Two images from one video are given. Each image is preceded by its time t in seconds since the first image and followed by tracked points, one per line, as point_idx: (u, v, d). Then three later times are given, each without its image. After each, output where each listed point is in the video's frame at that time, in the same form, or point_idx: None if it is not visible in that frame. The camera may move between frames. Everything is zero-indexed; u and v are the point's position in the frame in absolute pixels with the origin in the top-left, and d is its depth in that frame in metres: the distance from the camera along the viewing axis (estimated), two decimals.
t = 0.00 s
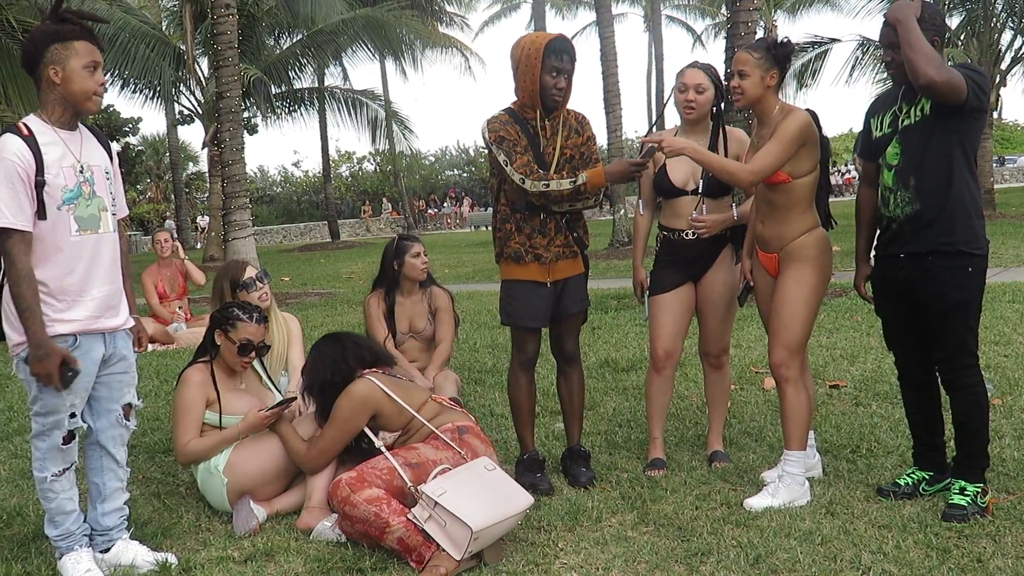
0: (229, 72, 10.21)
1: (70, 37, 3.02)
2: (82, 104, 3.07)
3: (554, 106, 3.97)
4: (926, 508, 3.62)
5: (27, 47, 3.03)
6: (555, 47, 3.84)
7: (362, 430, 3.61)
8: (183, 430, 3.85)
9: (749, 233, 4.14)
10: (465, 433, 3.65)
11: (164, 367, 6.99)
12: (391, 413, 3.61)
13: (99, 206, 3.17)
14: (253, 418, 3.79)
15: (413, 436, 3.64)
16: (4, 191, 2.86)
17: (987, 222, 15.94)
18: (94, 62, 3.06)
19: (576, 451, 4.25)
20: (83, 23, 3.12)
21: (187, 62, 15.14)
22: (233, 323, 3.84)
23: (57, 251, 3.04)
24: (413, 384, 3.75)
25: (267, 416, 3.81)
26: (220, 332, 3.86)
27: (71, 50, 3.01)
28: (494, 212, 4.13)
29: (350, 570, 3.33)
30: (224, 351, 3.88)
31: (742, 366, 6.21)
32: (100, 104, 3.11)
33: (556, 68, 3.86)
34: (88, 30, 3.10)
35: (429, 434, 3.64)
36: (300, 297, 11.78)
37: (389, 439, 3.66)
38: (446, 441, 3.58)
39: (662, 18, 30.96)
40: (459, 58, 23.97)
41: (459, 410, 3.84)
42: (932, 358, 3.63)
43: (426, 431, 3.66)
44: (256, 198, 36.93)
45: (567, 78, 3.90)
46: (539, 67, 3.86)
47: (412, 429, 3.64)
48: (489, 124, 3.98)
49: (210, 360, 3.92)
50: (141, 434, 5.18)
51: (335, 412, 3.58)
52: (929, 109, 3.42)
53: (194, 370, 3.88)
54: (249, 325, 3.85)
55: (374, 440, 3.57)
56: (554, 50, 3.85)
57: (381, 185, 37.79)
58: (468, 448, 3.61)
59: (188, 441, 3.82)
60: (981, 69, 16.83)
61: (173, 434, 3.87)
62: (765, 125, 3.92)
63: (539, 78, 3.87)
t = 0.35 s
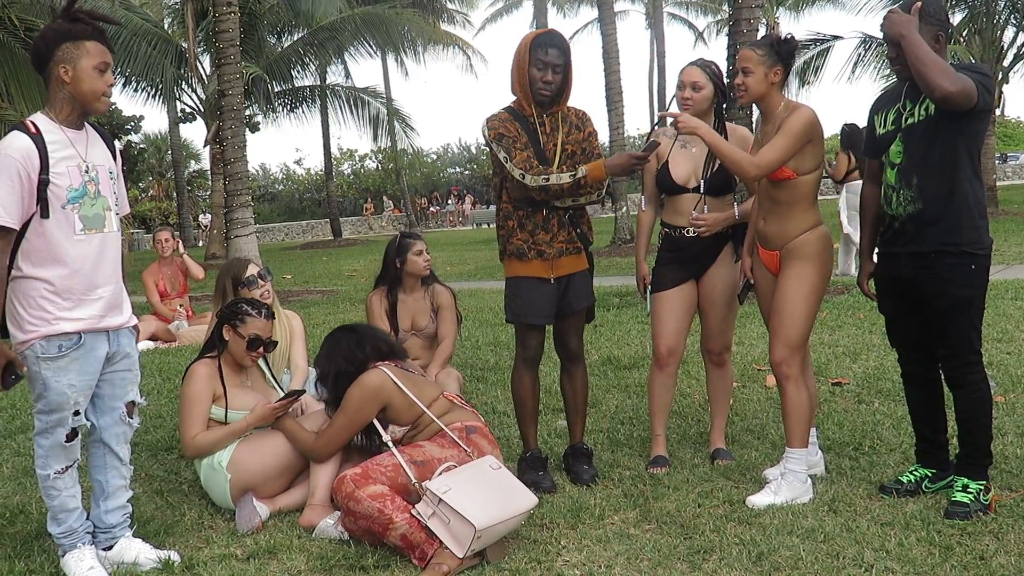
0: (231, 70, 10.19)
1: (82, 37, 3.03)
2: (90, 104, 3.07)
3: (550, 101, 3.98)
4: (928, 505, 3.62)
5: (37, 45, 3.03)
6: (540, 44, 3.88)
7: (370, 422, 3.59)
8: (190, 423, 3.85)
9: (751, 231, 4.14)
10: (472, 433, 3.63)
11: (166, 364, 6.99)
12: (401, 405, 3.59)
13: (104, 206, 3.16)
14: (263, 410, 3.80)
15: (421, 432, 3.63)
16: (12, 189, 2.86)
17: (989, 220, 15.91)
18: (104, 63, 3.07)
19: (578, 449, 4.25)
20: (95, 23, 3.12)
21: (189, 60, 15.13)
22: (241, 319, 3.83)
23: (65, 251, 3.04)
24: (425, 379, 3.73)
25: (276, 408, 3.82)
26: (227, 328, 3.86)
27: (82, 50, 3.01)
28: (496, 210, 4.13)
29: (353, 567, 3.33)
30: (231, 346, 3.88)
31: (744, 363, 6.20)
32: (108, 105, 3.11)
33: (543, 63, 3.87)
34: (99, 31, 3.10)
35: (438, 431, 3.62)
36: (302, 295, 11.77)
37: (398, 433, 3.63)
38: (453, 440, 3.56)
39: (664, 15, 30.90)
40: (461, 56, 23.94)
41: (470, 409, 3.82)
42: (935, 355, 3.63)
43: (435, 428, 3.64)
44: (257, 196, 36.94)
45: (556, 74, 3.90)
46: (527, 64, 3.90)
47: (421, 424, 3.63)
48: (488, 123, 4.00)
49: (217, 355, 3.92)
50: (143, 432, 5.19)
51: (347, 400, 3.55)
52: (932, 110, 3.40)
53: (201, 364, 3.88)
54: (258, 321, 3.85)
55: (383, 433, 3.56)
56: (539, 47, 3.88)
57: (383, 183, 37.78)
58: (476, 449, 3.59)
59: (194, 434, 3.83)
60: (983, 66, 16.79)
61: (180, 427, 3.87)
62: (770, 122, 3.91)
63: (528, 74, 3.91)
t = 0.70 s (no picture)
0: (232, 68, 10.19)
1: (74, 34, 3.02)
2: (81, 102, 3.07)
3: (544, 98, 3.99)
4: (928, 503, 3.62)
5: (29, 41, 3.03)
6: (527, 43, 3.91)
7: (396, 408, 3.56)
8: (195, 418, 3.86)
9: (752, 229, 4.13)
10: (493, 443, 3.59)
11: (167, 362, 6.99)
12: (431, 397, 3.55)
13: (99, 202, 3.17)
14: (267, 404, 3.86)
15: (444, 427, 3.61)
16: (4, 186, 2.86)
17: (990, 218, 15.89)
18: (96, 60, 3.06)
19: (579, 447, 4.25)
20: (89, 20, 3.12)
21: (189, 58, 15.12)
22: (248, 316, 3.83)
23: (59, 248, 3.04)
24: (459, 375, 3.68)
25: (281, 401, 3.86)
26: (233, 324, 3.85)
27: (74, 47, 3.01)
28: (497, 207, 4.14)
29: (353, 565, 3.33)
30: (237, 343, 3.88)
31: (745, 362, 6.20)
32: (100, 103, 3.11)
33: (529, 61, 3.90)
34: (92, 28, 3.09)
35: (462, 431, 3.60)
36: (303, 293, 11.77)
37: (422, 422, 3.60)
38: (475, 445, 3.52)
39: (665, 13, 30.87)
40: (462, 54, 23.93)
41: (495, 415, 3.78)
42: (936, 354, 3.62)
43: (458, 428, 3.61)
44: (258, 194, 36.94)
45: (544, 71, 3.91)
46: (516, 63, 3.94)
47: (446, 420, 3.60)
48: (486, 121, 4.02)
49: (223, 351, 3.92)
50: (144, 430, 5.19)
51: (377, 382, 3.52)
52: (935, 110, 3.39)
53: (206, 360, 3.89)
54: (264, 318, 3.85)
55: (408, 422, 3.54)
56: (525, 46, 3.92)
57: (384, 181, 37.78)
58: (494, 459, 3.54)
59: (199, 428, 3.84)
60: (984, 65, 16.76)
61: (184, 421, 3.89)
62: (773, 120, 3.90)
63: (517, 73, 3.95)
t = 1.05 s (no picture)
0: (232, 66, 10.18)
1: (78, 33, 3.02)
2: (83, 101, 3.07)
3: (539, 95, 3.99)
4: (928, 502, 3.62)
5: (32, 38, 3.02)
6: (517, 41, 3.91)
7: (429, 406, 3.45)
8: (198, 415, 3.84)
9: (752, 227, 4.13)
10: (512, 463, 3.47)
11: (166, 360, 6.99)
12: (462, 398, 3.45)
13: (99, 201, 3.16)
14: (270, 400, 3.86)
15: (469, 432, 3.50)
16: (6, 183, 2.86)
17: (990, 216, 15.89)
18: (99, 60, 3.07)
19: (579, 445, 4.26)
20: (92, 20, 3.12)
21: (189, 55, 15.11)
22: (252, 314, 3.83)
23: (59, 246, 3.04)
24: (495, 383, 3.57)
25: (284, 399, 3.85)
26: (238, 321, 3.85)
27: (78, 46, 3.01)
28: (497, 206, 4.14)
29: (353, 563, 3.33)
30: (241, 340, 3.87)
31: (745, 360, 6.20)
32: (101, 102, 3.11)
33: (523, 59, 3.89)
34: (95, 27, 3.09)
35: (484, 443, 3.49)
36: (303, 291, 11.77)
37: (449, 420, 3.49)
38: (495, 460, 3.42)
39: (664, 11, 30.84)
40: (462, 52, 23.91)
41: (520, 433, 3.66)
42: (936, 353, 3.62)
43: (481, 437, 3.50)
44: (258, 191, 36.93)
45: (537, 66, 3.90)
46: (509, 63, 3.94)
47: (471, 425, 3.49)
48: (484, 120, 4.02)
49: (227, 348, 3.91)
50: (143, 428, 5.19)
51: (415, 372, 3.41)
52: (936, 113, 3.38)
53: (210, 356, 3.88)
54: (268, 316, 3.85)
55: (437, 419, 3.44)
56: (516, 44, 3.91)
57: (383, 179, 37.78)
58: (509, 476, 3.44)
59: (202, 424, 3.83)
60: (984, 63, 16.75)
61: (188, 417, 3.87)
62: (773, 119, 3.90)
63: (511, 71, 3.95)
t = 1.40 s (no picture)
0: (231, 64, 10.17)
1: (92, 35, 3.01)
2: (91, 102, 3.07)
3: (537, 93, 3.99)
4: (928, 499, 3.62)
5: (44, 34, 2.99)
6: (512, 39, 3.91)
7: (461, 406, 3.42)
8: (198, 412, 3.83)
9: (751, 225, 4.13)
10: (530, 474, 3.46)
11: (166, 358, 6.99)
12: (493, 398, 3.42)
13: (102, 200, 3.16)
14: (272, 401, 3.83)
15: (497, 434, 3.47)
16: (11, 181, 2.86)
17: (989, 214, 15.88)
18: (110, 63, 3.06)
19: (578, 443, 4.26)
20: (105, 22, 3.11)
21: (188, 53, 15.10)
22: (255, 311, 3.84)
23: (65, 245, 3.03)
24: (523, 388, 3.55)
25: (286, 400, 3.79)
26: (241, 319, 3.86)
27: (91, 48, 3.00)
28: (495, 204, 4.14)
29: (353, 561, 3.33)
30: (244, 337, 3.88)
31: (744, 358, 6.20)
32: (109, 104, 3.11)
33: (518, 56, 3.89)
34: (108, 30, 3.09)
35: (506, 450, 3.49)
36: (303, 289, 11.77)
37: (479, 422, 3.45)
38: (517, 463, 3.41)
39: (664, 9, 30.81)
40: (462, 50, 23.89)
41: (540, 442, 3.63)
42: (936, 351, 3.62)
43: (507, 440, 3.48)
44: (258, 189, 36.92)
45: (535, 63, 3.90)
46: (505, 62, 3.94)
47: (499, 428, 3.47)
48: (481, 119, 4.03)
49: (231, 346, 3.92)
50: (143, 426, 5.18)
51: (446, 371, 3.37)
52: (938, 115, 3.37)
53: (212, 353, 3.87)
54: (270, 314, 3.86)
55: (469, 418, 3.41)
56: (511, 42, 3.91)
57: (383, 177, 37.78)
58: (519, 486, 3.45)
59: (202, 421, 3.82)
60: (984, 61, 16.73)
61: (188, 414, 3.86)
62: (772, 117, 3.90)
63: (507, 69, 3.95)
